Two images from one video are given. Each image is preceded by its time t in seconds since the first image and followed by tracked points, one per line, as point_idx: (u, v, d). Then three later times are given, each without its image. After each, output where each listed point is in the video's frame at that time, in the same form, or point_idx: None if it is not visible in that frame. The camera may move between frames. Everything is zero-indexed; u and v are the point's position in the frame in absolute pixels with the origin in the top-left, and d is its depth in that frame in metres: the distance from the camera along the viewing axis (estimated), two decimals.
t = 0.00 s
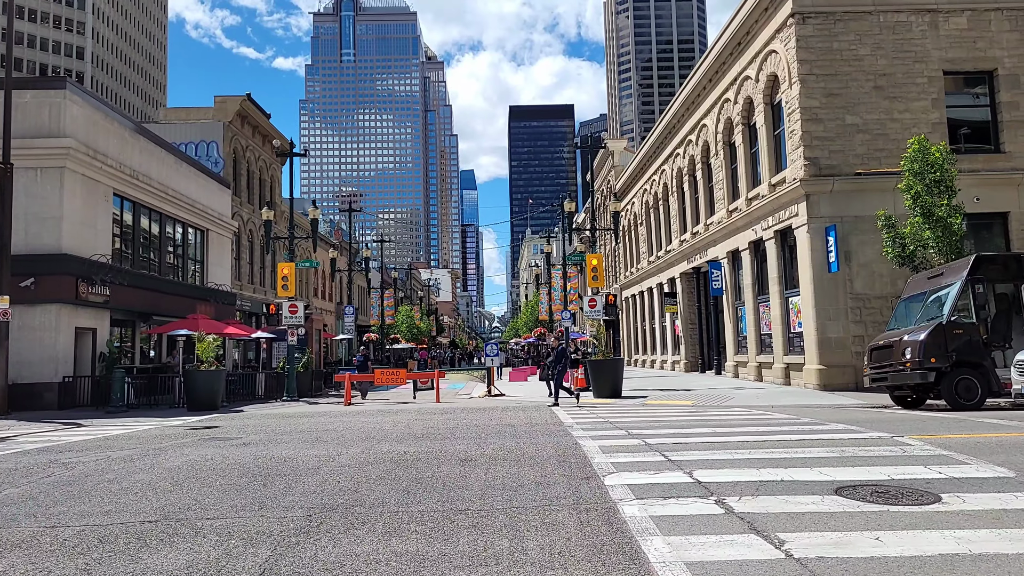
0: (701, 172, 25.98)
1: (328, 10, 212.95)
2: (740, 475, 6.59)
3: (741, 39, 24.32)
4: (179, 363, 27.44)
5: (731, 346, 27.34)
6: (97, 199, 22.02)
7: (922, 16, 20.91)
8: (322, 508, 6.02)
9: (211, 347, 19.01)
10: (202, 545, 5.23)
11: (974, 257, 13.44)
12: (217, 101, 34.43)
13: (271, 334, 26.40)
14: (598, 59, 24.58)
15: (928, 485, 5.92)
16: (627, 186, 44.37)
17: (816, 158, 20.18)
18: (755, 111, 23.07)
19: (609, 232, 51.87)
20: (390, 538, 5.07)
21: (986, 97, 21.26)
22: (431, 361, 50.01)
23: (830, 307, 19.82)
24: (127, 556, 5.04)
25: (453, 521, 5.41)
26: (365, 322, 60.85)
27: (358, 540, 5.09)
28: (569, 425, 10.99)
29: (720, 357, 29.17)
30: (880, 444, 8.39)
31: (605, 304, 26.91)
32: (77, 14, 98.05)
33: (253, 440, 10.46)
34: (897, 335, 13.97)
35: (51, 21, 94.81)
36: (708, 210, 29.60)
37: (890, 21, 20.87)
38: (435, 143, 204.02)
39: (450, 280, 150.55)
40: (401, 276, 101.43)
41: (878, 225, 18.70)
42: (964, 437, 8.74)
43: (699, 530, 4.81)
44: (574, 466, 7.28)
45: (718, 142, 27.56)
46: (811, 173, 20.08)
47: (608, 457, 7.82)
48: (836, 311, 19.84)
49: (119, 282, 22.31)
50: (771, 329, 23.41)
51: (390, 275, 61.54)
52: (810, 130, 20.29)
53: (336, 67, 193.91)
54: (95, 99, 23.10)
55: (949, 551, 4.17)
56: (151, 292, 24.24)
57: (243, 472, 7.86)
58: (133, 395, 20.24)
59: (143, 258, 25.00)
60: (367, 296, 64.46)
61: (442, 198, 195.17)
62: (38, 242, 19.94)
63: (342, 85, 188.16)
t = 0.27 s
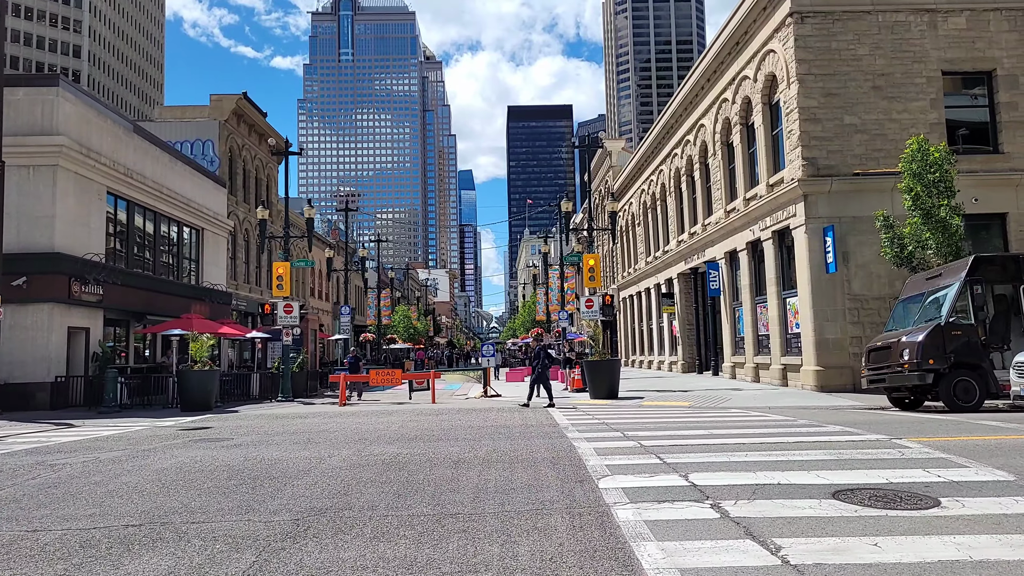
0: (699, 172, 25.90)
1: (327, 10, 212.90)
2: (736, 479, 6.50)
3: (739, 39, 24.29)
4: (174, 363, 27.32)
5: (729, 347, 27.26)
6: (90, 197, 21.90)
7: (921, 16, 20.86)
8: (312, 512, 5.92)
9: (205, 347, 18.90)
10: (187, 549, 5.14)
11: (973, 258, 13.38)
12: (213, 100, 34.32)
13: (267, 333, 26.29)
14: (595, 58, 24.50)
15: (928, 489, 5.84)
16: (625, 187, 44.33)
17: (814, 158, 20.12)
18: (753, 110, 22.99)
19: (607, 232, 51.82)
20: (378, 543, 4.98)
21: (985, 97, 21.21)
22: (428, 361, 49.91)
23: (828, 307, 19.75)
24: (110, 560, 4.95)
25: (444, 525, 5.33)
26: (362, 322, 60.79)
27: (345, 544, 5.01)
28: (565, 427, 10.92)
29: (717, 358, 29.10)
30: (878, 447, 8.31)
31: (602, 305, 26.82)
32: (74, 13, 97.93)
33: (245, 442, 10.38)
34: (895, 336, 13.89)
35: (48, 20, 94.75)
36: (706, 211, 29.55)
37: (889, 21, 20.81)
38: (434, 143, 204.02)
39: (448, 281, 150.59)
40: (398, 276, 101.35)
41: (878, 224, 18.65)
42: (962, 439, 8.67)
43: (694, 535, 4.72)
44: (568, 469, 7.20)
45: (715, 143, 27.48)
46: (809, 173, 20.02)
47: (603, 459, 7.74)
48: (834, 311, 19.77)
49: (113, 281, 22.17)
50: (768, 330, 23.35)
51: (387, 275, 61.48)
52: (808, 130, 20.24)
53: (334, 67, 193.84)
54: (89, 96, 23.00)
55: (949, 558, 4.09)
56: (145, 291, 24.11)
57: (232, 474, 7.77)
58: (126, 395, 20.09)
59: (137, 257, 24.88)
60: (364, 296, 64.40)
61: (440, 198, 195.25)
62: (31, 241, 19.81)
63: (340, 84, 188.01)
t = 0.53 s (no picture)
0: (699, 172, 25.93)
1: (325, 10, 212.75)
2: (733, 481, 6.42)
3: (736, 39, 24.25)
4: (171, 365, 27.22)
5: (727, 347, 27.18)
6: (87, 199, 21.78)
7: (919, 15, 20.81)
8: (302, 516, 5.84)
9: (201, 348, 18.81)
10: (174, 554, 5.05)
11: (972, 258, 13.30)
12: (210, 101, 34.23)
13: (263, 335, 26.19)
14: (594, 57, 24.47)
15: (928, 492, 5.75)
16: (623, 187, 44.27)
17: (812, 158, 20.06)
18: (754, 109, 22.96)
19: (605, 233, 51.71)
20: (368, 547, 4.90)
21: (984, 97, 21.15)
22: (426, 362, 49.76)
23: (827, 308, 19.68)
24: (96, 565, 4.87)
25: (435, 529, 5.24)
26: (361, 322, 60.77)
27: (335, 549, 4.93)
28: (561, 428, 10.82)
29: (715, 359, 29.01)
30: (877, 448, 8.24)
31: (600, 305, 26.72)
32: (71, 13, 97.61)
33: (239, 444, 10.28)
34: (894, 337, 13.82)
35: (46, 20, 94.58)
36: (704, 211, 29.49)
37: (887, 20, 20.76)
38: (432, 144, 204.09)
39: (446, 281, 150.55)
40: (397, 277, 101.12)
41: (874, 226, 18.58)
42: (961, 441, 8.59)
43: (689, 540, 4.63)
44: (563, 471, 7.12)
45: (713, 143, 27.47)
46: (807, 173, 19.96)
47: (598, 461, 7.67)
48: (832, 312, 19.71)
49: (109, 282, 22.06)
50: (767, 331, 23.28)
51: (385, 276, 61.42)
52: (806, 130, 20.20)
53: (333, 68, 193.64)
54: (84, 97, 22.85)
55: (948, 564, 4.00)
56: (141, 292, 24.02)
57: (224, 477, 7.69)
58: (121, 397, 19.98)
59: (134, 258, 24.79)
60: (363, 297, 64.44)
61: (439, 199, 195.49)
62: (26, 242, 19.70)
63: (339, 85, 187.97)
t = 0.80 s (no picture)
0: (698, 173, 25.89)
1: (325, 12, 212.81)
2: (733, 482, 6.38)
3: (735, 39, 24.23)
4: (170, 366, 27.19)
5: (726, 348, 27.15)
6: (87, 200, 21.75)
7: (918, 14, 20.79)
8: (299, 518, 5.80)
9: (200, 350, 18.78)
10: (171, 556, 5.01)
11: (973, 258, 13.26)
12: (209, 102, 34.19)
13: (262, 336, 26.15)
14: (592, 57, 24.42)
15: (928, 494, 5.71)
16: (622, 187, 44.24)
17: (812, 158, 20.03)
18: (753, 109, 22.92)
19: (604, 234, 51.66)
20: (366, 550, 4.87)
21: (984, 96, 21.12)
22: (425, 363, 49.69)
23: (828, 308, 19.64)
24: (92, 567, 4.83)
25: (433, 531, 5.21)
26: (360, 323, 60.82)
27: (332, 550, 4.89)
28: (560, 430, 10.78)
29: (715, 360, 28.98)
30: (877, 448, 8.19)
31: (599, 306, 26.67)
32: (72, 16, 97.62)
33: (237, 445, 10.23)
34: (894, 338, 13.80)
35: (47, 24, 94.66)
36: (704, 211, 29.45)
37: (887, 19, 20.73)
38: (432, 146, 204.23)
39: (446, 283, 150.64)
40: (396, 279, 101.00)
41: (872, 227, 18.58)
42: (961, 442, 8.56)
43: (689, 542, 4.59)
44: (562, 472, 7.09)
45: (712, 143, 27.43)
46: (807, 173, 19.93)
47: (596, 463, 7.64)
48: (833, 312, 19.67)
49: (109, 284, 22.03)
50: (767, 331, 23.23)
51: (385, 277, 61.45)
52: (805, 130, 20.17)
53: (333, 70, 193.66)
54: (84, 99, 22.81)
55: (950, 566, 3.96)
56: (141, 293, 23.98)
57: (221, 478, 7.64)
58: (121, 398, 19.96)
59: (134, 259, 24.75)
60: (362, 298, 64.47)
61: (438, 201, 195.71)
62: (26, 244, 19.66)
63: (339, 86, 188.06)
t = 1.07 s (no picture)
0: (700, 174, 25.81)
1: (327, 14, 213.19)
2: (735, 485, 6.31)
3: (737, 39, 24.19)
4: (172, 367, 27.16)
5: (728, 350, 27.06)
6: (91, 201, 21.75)
7: (922, 13, 20.72)
8: (299, 518, 5.75)
9: (201, 350, 18.74)
10: (171, 556, 4.95)
11: (978, 259, 13.17)
12: (211, 103, 34.20)
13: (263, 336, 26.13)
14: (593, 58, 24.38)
15: (934, 496, 5.65)
16: (623, 189, 44.20)
17: (814, 159, 19.96)
18: (756, 110, 22.85)
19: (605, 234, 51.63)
20: (365, 550, 4.81)
21: (988, 96, 21.03)
22: (427, 365, 49.67)
23: (831, 310, 19.56)
24: (91, 567, 4.78)
25: (434, 532, 5.15)
26: (362, 325, 60.83)
27: (331, 551, 4.84)
28: (562, 430, 10.73)
29: (717, 362, 28.90)
30: (880, 450, 8.14)
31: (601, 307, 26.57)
32: (77, 19, 97.88)
33: (236, 445, 10.19)
34: (898, 340, 13.71)
35: (52, 26, 94.95)
36: (705, 212, 29.39)
37: (890, 19, 20.67)
38: (434, 147, 204.40)
39: (448, 284, 150.63)
40: (397, 280, 100.98)
41: (876, 228, 18.48)
42: (966, 444, 8.49)
43: (691, 545, 4.53)
44: (563, 474, 7.03)
45: (714, 144, 27.36)
46: (809, 174, 19.87)
47: (598, 464, 7.58)
48: (835, 314, 19.60)
49: (112, 284, 22.00)
50: (769, 333, 23.16)
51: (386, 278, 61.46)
52: (808, 130, 20.11)
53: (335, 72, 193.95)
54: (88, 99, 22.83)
55: (956, 570, 3.90)
56: (143, 294, 23.95)
57: (221, 478, 7.60)
58: (124, 399, 19.94)
59: (137, 260, 24.74)
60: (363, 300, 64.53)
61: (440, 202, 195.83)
62: (30, 244, 19.66)
63: (341, 88, 188.29)
